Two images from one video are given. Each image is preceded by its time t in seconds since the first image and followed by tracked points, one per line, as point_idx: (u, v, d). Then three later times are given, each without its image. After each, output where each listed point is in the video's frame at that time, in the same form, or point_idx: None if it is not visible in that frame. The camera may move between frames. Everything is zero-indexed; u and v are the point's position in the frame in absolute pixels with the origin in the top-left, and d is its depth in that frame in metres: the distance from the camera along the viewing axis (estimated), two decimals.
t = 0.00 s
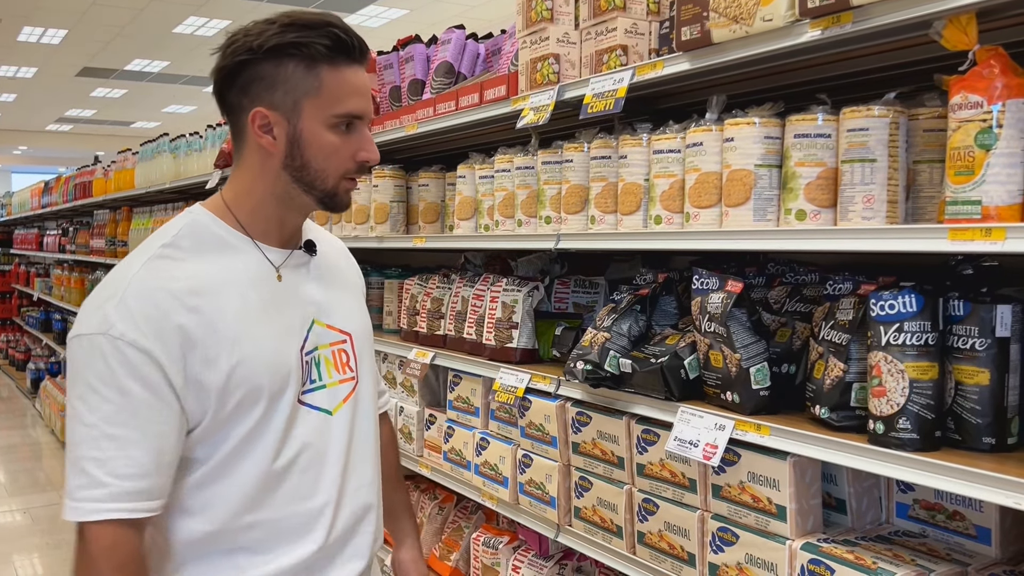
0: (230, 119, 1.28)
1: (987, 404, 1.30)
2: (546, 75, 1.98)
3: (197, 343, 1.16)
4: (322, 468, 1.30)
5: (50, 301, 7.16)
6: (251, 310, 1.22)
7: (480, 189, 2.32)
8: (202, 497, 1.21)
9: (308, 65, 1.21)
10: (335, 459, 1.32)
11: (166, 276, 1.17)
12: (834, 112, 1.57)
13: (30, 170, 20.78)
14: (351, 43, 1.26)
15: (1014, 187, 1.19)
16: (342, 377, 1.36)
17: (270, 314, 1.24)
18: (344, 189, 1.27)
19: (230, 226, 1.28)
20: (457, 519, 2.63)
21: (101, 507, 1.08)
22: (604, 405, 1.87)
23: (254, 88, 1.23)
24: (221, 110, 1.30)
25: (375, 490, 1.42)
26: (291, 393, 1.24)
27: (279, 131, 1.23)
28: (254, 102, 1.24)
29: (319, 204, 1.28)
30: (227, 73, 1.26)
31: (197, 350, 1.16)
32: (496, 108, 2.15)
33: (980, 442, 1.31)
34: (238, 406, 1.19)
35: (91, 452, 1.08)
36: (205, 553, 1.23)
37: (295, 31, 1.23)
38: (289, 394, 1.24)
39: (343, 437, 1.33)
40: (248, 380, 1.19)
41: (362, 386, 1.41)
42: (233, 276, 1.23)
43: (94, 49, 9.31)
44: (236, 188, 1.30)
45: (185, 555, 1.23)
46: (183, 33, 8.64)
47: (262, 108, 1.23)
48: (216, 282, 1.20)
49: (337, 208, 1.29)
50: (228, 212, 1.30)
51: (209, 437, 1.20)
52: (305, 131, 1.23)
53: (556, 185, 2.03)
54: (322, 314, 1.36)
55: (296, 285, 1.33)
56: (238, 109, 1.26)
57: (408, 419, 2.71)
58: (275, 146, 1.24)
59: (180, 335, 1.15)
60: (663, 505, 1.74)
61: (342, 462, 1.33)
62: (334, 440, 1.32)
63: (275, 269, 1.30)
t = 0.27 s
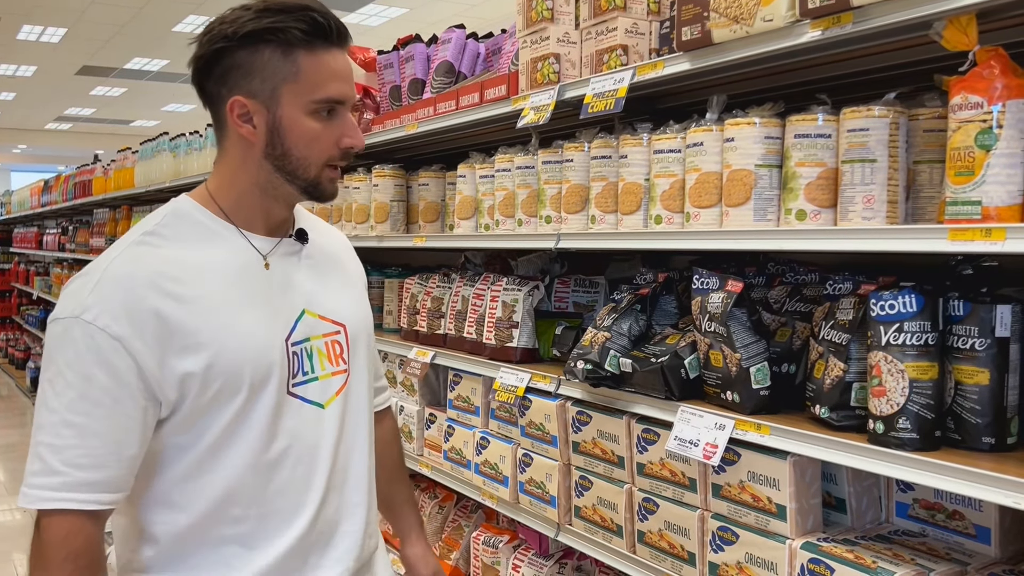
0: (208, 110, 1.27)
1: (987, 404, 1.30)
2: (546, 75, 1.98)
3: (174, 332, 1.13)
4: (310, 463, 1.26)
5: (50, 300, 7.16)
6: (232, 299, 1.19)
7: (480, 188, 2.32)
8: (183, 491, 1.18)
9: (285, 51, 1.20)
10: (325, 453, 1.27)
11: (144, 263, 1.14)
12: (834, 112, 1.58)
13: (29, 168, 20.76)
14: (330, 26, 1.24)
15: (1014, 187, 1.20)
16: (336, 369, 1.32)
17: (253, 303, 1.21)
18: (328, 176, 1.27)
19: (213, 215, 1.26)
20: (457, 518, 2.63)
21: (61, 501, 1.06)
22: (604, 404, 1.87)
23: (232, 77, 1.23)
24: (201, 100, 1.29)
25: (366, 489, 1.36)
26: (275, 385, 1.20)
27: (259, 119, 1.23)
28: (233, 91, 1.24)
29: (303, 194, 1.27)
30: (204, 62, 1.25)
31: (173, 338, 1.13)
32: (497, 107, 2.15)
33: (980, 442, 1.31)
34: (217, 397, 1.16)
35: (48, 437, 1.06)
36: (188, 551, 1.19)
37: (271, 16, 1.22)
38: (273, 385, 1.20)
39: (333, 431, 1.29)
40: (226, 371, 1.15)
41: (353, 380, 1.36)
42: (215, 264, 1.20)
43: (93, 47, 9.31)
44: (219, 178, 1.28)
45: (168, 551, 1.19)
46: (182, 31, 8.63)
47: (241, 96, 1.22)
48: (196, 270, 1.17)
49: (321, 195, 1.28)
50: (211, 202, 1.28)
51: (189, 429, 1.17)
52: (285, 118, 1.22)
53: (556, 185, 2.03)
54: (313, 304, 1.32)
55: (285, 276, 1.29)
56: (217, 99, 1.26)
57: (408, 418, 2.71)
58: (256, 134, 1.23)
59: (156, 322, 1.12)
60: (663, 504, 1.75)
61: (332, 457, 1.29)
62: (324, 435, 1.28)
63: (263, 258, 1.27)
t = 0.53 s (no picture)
0: (208, 108, 1.26)
1: (989, 404, 1.31)
2: (548, 75, 1.98)
3: (167, 324, 1.10)
4: (312, 463, 1.20)
5: (50, 298, 7.16)
6: (226, 290, 1.15)
7: (482, 188, 2.32)
8: (179, 485, 1.15)
9: (279, 47, 1.18)
10: (326, 452, 1.20)
11: (140, 255, 1.13)
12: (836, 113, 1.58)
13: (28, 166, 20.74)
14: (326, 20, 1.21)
15: (1016, 189, 1.20)
16: (341, 364, 1.24)
17: (248, 294, 1.16)
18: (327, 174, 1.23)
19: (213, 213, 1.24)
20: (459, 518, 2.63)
21: (88, 494, 1.02)
22: (606, 404, 1.87)
23: (229, 75, 1.22)
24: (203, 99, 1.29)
25: (373, 490, 1.27)
26: (271, 379, 1.15)
27: (256, 117, 1.21)
28: (230, 89, 1.22)
29: (302, 192, 1.24)
30: (203, 61, 1.24)
31: (166, 331, 1.10)
32: (499, 107, 2.15)
33: (982, 442, 1.31)
34: (211, 391, 1.12)
35: (66, 435, 1.04)
36: (186, 546, 1.17)
37: (265, 12, 1.20)
38: (269, 379, 1.15)
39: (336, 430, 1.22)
40: (219, 363, 1.12)
41: (366, 376, 1.28)
42: (211, 255, 1.16)
43: (93, 46, 9.30)
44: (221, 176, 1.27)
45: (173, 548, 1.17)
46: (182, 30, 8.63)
47: (237, 94, 1.21)
48: (191, 261, 1.14)
49: (322, 194, 1.24)
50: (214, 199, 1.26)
51: (184, 423, 1.14)
52: (281, 115, 1.19)
53: (558, 185, 2.03)
54: (319, 297, 1.25)
55: (288, 267, 1.23)
56: (215, 97, 1.25)
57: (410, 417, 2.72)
58: (252, 132, 1.21)
59: (148, 315, 1.09)
60: (665, 503, 1.75)
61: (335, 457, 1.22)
62: (327, 433, 1.21)
63: (263, 250, 1.22)
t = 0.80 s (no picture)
0: (243, 106, 1.32)
1: (991, 403, 1.31)
2: (550, 74, 1.98)
3: (191, 311, 1.14)
4: (340, 452, 1.19)
5: (51, 297, 7.15)
6: (249, 278, 1.17)
7: (484, 187, 2.33)
8: (213, 475, 1.18)
9: (308, 44, 1.22)
10: (356, 442, 1.19)
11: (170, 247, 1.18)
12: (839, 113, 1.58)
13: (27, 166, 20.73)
14: (355, 18, 1.24)
15: (1019, 188, 1.20)
16: (376, 354, 1.22)
17: (272, 282, 1.18)
18: (359, 169, 1.26)
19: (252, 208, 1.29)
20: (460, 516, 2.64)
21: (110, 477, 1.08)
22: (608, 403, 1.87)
23: (262, 74, 1.27)
24: (239, 99, 1.34)
25: (411, 483, 1.25)
26: (295, 365, 1.16)
27: (288, 114, 1.25)
28: (264, 86, 1.27)
29: (335, 189, 1.26)
30: (239, 60, 1.30)
31: (190, 318, 1.14)
32: (501, 107, 2.16)
33: (984, 441, 1.32)
34: (235, 376, 1.15)
35: (91, 420, 1.10)
36: (222, 535, 1.19)
37: (297, 10, 1.24)
38: (292, 366, 1.16)
39: (367, 420, 1.20)
40: (240, 349, 1.14)
41: (403, 366, 1.26)
42: (239, 247, 1.20)
43: (92, 45, 9.29)
44: (260, 173, 1.32)
45: (212, 537, 1.19)
46: (182, 29, 8.62)
47: (270, 92, 1.26)
48: (217, 251, 1.18)
49: (354, 189, 1.27)
50: (253, 197, 1.31)
51: (214, 411, 1.17)
52: (311, 111, 1.23)
53: (560, 184, 2.03)
54: (352, 286, 1.24)
55: (322, 256, 1.24)
56: (249, 96, 1.30)
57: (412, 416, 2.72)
58: (287, 128, 1.26)
59: (174, 302, 1.14)
60: (667, 503, 1.75)
61: (367, 448, 1.20)
62: (357, 423, 1.20)
63: (296, 241, 1.24)
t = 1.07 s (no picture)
0: (297, 97, 1.34)
1: (994, 399, 1.30)
2: (551, 71, 1.98)
3: (235, 302, 1.18)
4: (384, 444, 1.21)
5: (51, 296, 7.15)
6: (292, 269, 1.20)
7: (484, 184, 2.33)
8: (261, 463, 1.22)
9: (360, 33, 1.22)
10: (400, 435, 1.20)
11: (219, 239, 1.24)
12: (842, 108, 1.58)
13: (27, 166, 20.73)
14: (407, 5, 1.24)
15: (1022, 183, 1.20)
16: (422, 348, 1.24)
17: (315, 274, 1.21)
18: (414, 158, 1.25)
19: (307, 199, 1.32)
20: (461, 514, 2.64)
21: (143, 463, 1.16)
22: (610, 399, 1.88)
23: (314, 64, 1.28)
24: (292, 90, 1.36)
25: (457, 480, 1.25)
26: (337, 357, 1.19)
27: (341, 104, 1.27)
28: (316, 77, 1.29)
29: (390, 178, 1.27)
30: (293, 52, 1.32)
31: (234, 308, 1.18)
32: (501, 104, 2.15)
33: (987, 437, 1.31)
34: (277, 365, 1.19)
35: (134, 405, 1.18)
36: (271, 524, 1.23)
37: None
38: (333, 357, 1.19)
39: (411, 413, 1.21)
40: (281, 340, 1.17)
41: (452, 359, 1.27)
42: (283, 239, 1.23)
43: (92, 44, 9.29)
44: (316, 164, 1.34)
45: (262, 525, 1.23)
46: (182, 29, 8.62)
47: (324, 82, 1.27)
48: (263, 244, 1.22)
49: (407, 179, 1.26)
50: (307, 189, 1.35)
51: (262, 400, 1.22)
52: (363, 100, 1.23)
53: (561, 181, 2.03)
54: (400, 279, 1.26)
55: (370, 248, 1.26)
56: (302, 87, 1.32)
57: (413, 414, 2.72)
58: (343, 117, 1.27)
59: (219, 292, 1.19)
60: (669, 500, 1.75)
61: (410, 441, 1.21)
62: (401, 417, 1.21)
63: (345, 234, 1.26)
